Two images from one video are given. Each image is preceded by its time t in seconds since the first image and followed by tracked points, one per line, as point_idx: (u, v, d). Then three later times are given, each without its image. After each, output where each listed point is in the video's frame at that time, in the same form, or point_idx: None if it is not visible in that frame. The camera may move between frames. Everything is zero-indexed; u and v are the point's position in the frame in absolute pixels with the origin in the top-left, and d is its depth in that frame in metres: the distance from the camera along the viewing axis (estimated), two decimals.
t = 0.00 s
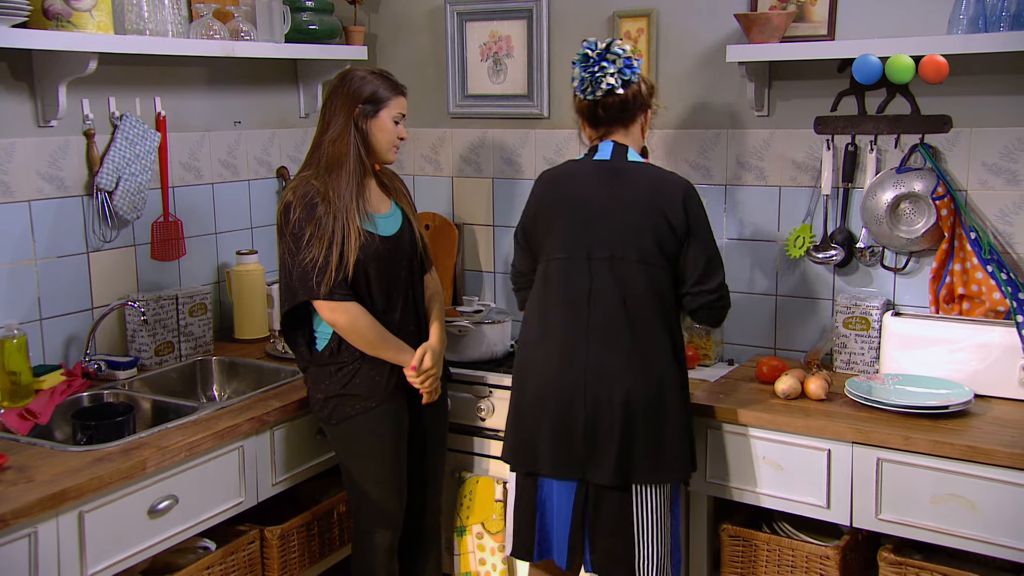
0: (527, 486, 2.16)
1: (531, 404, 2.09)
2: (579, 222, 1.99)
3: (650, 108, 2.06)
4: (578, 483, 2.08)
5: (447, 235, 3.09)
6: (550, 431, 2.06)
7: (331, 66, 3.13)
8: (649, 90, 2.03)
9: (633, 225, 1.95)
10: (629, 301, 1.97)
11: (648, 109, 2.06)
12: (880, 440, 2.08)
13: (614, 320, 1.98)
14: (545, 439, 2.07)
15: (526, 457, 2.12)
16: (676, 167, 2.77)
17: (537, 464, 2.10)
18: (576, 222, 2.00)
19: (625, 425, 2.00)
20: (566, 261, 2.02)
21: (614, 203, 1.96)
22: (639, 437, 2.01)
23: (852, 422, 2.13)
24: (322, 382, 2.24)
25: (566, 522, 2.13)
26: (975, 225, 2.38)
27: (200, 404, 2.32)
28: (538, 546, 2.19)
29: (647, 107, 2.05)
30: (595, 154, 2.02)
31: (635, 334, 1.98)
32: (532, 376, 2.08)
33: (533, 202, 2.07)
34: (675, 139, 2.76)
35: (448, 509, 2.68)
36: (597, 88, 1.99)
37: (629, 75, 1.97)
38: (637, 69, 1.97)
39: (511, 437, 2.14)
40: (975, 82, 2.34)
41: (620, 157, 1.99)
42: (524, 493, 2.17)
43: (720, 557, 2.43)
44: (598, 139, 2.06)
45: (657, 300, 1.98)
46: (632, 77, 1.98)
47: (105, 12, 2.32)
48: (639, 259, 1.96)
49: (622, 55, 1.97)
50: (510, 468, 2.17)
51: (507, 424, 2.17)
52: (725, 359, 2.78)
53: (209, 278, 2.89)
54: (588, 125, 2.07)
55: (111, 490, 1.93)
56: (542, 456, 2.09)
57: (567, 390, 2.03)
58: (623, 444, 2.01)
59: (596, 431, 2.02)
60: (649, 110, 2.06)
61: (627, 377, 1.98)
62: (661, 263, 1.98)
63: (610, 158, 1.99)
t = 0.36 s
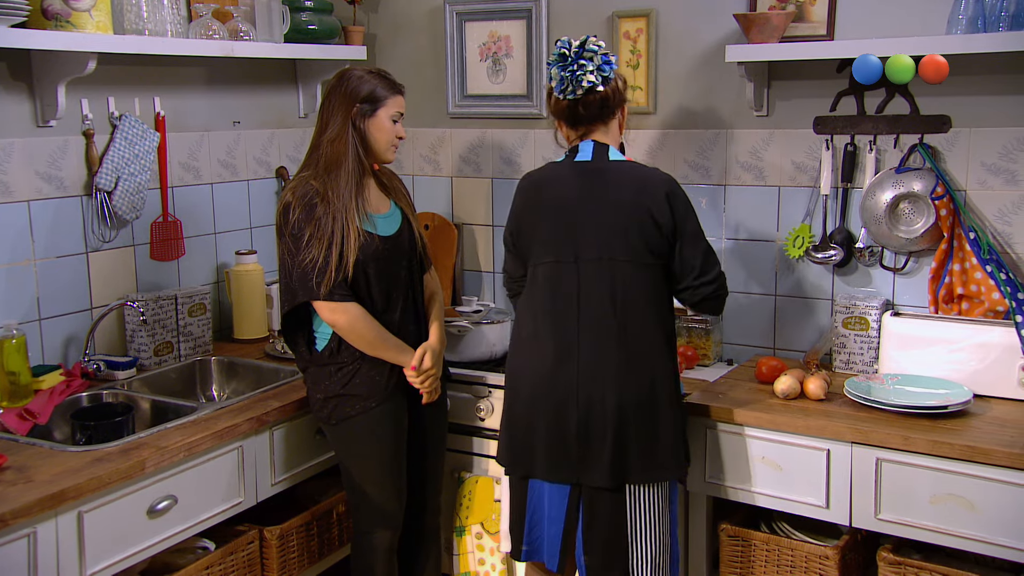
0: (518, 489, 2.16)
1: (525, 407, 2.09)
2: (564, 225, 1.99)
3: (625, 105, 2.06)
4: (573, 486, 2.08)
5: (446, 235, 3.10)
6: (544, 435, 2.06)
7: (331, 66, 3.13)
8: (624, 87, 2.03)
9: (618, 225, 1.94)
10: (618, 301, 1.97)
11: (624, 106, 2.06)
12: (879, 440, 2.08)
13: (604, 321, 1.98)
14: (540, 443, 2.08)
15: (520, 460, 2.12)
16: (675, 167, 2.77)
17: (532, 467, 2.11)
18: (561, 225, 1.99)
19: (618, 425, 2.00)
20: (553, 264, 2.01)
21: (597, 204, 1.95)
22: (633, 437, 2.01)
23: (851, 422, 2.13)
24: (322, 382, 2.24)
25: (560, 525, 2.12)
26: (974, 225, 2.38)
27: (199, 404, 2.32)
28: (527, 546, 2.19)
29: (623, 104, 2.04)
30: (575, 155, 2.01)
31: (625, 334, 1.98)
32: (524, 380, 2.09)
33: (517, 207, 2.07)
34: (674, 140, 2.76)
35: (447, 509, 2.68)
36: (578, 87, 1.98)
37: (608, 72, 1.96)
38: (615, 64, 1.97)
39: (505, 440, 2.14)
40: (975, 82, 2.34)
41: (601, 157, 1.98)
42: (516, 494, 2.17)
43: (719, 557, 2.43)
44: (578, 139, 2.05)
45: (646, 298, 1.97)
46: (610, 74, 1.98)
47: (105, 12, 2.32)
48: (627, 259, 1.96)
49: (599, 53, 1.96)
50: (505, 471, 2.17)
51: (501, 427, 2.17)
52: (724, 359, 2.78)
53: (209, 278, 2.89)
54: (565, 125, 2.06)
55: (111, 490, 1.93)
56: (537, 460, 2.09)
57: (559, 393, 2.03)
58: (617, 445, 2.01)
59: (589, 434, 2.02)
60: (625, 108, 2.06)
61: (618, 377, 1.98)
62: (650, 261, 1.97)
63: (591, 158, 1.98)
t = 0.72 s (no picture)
0: (518, 496, 2.14)
1: (525, 411, 2.08)
2: (564, 229, 1.97)
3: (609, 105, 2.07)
4: (577, 489, 2.08)
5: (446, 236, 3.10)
6: (548, 439, 2.05)
7: (331, 66, 3.13)
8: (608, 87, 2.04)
9: (620, 226, 1.95)
10: (621, 302, 1.97)
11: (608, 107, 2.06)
12: (879, 440, 2.08)
13: (607, 322, 1.98)
14: (544, 446, 2.07)
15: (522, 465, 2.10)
16: (676, 167, 2.77)
17: (535, 471, 2.09)
18: (560, 228, 1.98)
19: (624, 426, 2.01)
20: (553, 268, 1.99)
21: (597, 206, 1.95)
22: (638, 436, 2.02)
23: (851, 423, 2.13)
24: (321, 382, 2.24)
25: (564, 527, 2.12)
26: (974, 225, 2.38)
27: (199, 404, 2.32)
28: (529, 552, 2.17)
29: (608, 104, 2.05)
30: (568, 154, 2.00)
31: (628, 335, 1.99)
32: (525, 384, 2.07)
33: (509, 211, 2.05)
34: (674, 140, 2.76)
35: (446, 509, 2.68)
36: (570, 87, 1.97)
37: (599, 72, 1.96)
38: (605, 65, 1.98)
39: (505, 445, 2.12)
40: (974, 82, 2.34)
41: (594, 158, 1.98)
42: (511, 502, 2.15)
43: (719, 557, 2.43)
44: (566, 139, 2.04)
45: (648, 296, 1.99)
46: (599, 74, 1.98)
47: (105, 12, 2.32)
48: (629, 260, 1.96)
49: (589, 53, 1.96)
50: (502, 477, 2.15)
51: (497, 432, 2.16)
52: (724, 359, 2.78)
53: (209, 278, 2.90)
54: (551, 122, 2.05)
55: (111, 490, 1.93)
56: (540, 464, 2.08)
57: (562, 397, 2.02)
58: (623, 446, 2.02)
59: (594, 436, 2.02)
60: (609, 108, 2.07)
61: (623, 378, 1.99)
62: (650, 260, 1.99)
63: (584, 159, 1.98)
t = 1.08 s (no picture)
0: (519, 497, 2.13)
1: (528, 412, 2.07)
2: (566, 229, 1.96)
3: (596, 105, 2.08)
4: (581, 489, 2.08)
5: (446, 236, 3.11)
6: (554, 441, 2.04)
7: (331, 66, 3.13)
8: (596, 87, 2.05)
9: (623, 226, 1.95)
10: (624, 300, 1.98)
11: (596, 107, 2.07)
12: (879, 440, 2.07)
13: (611, 320, 1.99)
14: (548, 447, 2.06)
15: (526, 467, 2.08)
16: (676, 167, 2.77)
17: (540, 472, 2.08)
18: (562, 229, 1.96)
19: (628, 423, 2.02)
20: (556, 270, 1.98)
21: (599, 206, 1.94)
22: (642, 433, 2.04)
23: (851, 423, 2.13)
24: (319, 382, 2.24)
25: (569, 529, 2.11)
26: (974, 225, 2.38)
27: (199, 404, 2.32)
28: (531, 557, 2.15)
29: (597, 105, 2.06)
30: (566, 154, 1.98)
31: (630, 332, 2.00)
32: (528, 386, 2.06)
33: (507, 211, 2.02)
34: (674, 140, 2.76)
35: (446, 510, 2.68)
36: (568, 87, 1.96)
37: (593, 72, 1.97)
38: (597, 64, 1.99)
39: (506, 447, 2.10)
40: (974, 82, 2.34)
41: (592, 158, 1.97)
42: (512, 505, 2.14)
43: (719, 557, 2.43)
44: (560, 140, 2.04)
45: (647, 292, 2.01)
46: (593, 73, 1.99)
47: (105, 12, 2.32)
48: (631, 258, 1.97)
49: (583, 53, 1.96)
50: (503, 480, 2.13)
51: (496, 434, 2.14)
52: (724, 359, 2.78)
53: (209, 278, 2.90)
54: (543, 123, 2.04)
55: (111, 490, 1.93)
56: (545, 465, 2.07)
57: (567, 396, 2.02)
58: (628, 443, 2.03)
59: (599, 435, 2.03)
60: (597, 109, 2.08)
61: (627, 375, 2.01)
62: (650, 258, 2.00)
63: (582, 159, 1.97)
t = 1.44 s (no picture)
0: (522, 499, 2.11)
1: (531, 412, 2.06)
2: (567, 229, 1.95)
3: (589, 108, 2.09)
4: (583, 489, 2.08)
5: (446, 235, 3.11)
6: (557, 441, 2.04)
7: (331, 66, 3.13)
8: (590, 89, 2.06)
9: (623, 225, 1.95)
10: (625, 298, 1.99)
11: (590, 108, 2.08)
12: (879, 440, 2.07)
13: (613, 320, 1.99)
14: (552, 447, 2.05)
15: (531, 467, 2.08)
16: (676, 167, 2.77)
17: (543, 472, 2.08)
18: (563, 229, 1.95)
19: (631, 422, 2.03)
20: (557, 270, 1.97)
21: (599, 206, 1.94)
22: (643, 431, 2.05)
23: (851, 423, 2.13)
24: (313, 384, 2.24)
25: (572, 529, 2.10)
26: (975, 225, 2.38)
27: (199, 404, 2.32)
28: (535, 557, 2.14)
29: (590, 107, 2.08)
30: (564, 155, 1.98)
31: (632, 330, 2.01)
32: (530, 386, 2.05)
33: (507, 211, 2.00)
34: (674, 140, 2.76)
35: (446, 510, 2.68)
36: (569, 89, 1.97)
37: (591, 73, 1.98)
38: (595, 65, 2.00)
39: (509, 449, 2.09)
40: (974, 82, 2.34)
41: (591, 158, 1.97)
42: (515, 507, 2.12)
43: (719, 557, 2.43)
44: (558, 142, 2.04)
45: (648, 290, 2.02)
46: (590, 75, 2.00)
47: (105, 12, 2.32)
48: (632, 257, 1.98)
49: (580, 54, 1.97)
50: (505, 482, 2.12)
51: (497, 435, 2.12)
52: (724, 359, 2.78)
53: (209, 278, 2.90)
54: (541, 126, 2.04)
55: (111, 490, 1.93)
56: (549, 464, 2.07)
57: (570, 396, 2.01)
58: (630, 442, 2.04)
59: (602, 434, 2.03)
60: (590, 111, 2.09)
61: (629, 373, 2.01)
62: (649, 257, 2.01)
63: (580, 159, 1.97)
